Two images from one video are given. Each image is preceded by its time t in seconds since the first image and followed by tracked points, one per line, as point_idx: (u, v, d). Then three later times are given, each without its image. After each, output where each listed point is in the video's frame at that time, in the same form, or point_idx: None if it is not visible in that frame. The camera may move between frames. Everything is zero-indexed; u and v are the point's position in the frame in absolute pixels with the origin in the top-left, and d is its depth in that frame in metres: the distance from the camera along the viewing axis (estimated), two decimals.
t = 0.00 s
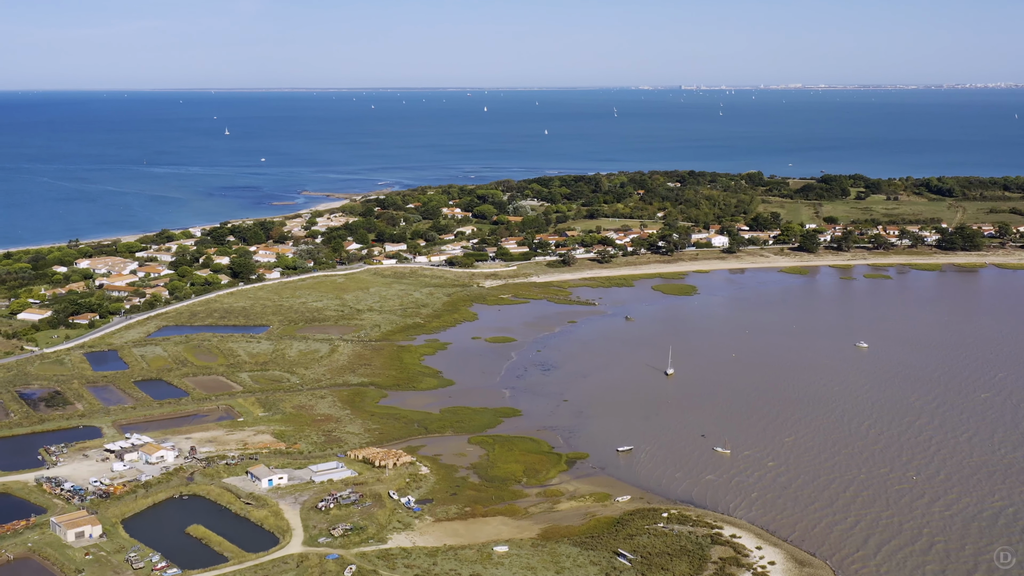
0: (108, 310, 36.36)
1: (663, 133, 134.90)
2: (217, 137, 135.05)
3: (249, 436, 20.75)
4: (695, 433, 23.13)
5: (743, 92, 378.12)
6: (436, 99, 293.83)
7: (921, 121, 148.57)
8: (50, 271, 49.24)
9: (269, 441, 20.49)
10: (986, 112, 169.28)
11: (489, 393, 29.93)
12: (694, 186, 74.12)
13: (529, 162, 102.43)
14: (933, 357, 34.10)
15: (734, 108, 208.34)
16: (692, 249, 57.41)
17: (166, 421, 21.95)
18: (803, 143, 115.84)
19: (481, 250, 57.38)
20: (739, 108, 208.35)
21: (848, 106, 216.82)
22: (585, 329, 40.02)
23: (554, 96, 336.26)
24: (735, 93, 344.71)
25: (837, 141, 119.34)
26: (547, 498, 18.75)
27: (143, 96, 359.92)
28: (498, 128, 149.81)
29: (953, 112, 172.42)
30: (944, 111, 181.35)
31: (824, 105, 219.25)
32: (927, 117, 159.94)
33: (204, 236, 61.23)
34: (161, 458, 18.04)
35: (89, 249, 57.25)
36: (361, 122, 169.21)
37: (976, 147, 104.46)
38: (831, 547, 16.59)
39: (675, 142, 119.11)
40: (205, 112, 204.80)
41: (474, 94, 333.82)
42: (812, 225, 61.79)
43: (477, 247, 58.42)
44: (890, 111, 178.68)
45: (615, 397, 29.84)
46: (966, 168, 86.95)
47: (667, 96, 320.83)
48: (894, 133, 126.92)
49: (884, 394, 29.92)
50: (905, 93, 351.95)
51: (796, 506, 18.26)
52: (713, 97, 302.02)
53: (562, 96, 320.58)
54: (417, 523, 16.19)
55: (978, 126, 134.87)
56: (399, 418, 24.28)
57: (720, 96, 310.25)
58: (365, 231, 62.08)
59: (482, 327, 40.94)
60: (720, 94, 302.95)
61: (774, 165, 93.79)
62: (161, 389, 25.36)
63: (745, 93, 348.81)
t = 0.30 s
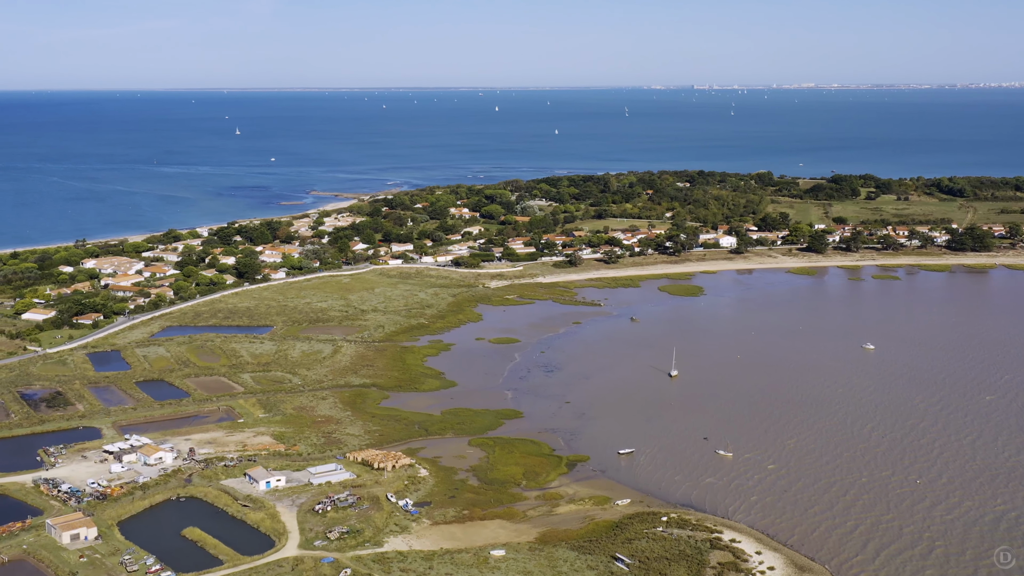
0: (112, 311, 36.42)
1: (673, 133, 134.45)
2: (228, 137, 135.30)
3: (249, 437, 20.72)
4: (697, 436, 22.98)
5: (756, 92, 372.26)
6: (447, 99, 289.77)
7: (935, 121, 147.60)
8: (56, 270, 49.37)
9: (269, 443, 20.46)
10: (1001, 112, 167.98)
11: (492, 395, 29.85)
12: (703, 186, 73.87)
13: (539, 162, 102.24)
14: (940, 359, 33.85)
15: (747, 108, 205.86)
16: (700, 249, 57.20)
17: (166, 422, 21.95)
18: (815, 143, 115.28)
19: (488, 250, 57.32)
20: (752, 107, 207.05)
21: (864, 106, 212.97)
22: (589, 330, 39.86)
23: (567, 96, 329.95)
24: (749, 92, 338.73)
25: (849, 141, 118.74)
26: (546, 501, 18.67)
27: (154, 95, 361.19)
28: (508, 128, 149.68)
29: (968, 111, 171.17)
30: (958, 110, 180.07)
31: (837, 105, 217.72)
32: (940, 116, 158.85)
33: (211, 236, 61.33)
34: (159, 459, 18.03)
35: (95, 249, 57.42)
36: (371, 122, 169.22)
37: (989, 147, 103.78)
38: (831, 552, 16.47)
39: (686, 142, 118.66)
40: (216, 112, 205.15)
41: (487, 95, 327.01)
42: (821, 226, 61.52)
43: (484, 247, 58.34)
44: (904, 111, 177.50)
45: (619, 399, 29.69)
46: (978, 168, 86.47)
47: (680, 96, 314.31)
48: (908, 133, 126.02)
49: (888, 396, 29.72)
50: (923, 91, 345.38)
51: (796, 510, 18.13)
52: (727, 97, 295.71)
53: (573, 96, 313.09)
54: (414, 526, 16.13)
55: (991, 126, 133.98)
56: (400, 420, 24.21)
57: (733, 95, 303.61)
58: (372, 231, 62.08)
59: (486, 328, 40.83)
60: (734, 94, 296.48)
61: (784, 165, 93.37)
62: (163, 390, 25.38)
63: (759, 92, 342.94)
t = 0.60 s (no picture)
0: (116, 311, 36.49)
1: (683, 133, 133.95)
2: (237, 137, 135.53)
3: (248, 439, 20.70)
4: (700, 438, 22.82)
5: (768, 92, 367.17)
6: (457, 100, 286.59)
7: (949, 120, 146.64)
8: (62, 270, 49.51)
9: (268, 444, 20.42)
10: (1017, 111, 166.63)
11: (494, 396, 29.77)
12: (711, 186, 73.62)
13: (548, 162, 102.07)
14: (946, 362, 33.61)
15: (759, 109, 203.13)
16: (707, 250, 57.01)
17: (166, 423, 21.96)
18: (825, 143, 114.82)
19: (495, 250, 57.24)
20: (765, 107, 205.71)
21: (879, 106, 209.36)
22: (594, 331, 39.70)
23: (578, 96, 324.17)
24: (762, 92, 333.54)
25: (861, 141, 118.10)
26: (546, 504, 18.58)
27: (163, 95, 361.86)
28: (517, 128, 149.46)
29: (982, 111, 169.90)
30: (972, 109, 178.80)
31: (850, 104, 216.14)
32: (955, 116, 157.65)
33: (218, 236, 61.44)
34: (158, 460, 17.99)
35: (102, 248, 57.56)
36: (380, 122, 169.17)
37: (1002, 147, 103.17)
38: (832, 557, 16.36)
39: (696, 142, 118.25)
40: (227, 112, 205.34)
41: (496, 95, 326.38)
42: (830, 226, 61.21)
43: (491, 247, 58.27)
44: (918, 110, 176.26)
45: (622, 401, 29.55)
46: (991, 168, 85.95)
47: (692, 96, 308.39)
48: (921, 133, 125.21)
49: (893, 398, 29.54)
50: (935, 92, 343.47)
51: (797, 513, 18.01)
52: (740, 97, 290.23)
53: (584, 97, 309.03)
54: (411, 529, 16.07)
55: (1006, 125, 133.06)
56: (401, 421, 24.15)
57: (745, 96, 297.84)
58: (378, 231, 62.11)
59: (490, 329, 40.73)
60: (747, 94, 290.91)
61: (794, 165, 92.98)
62: (164, 391, 25.40)
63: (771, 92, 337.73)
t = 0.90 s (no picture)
0: (120, 311, 36.57)
1: (693, 133, 133.56)
2: (247, 137, 135.75)
3: (248, 440, 20.69)
4: (702, 441, 22.69)
5: (781, 91, 361.74)
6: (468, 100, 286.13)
7: (963, 120, 145.55)
8: (67, 270, 49.65)
9: (267, 446, 20.40)
10: None
11: (495, 398, 29.68)
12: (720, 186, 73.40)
13: (557, 162, 101.87)
14: (952, 364, 33.36)
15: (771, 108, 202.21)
16: (714, 250, 56.82)
17: (166, 424, 21.96)
18: (837, 143, 114.30)
19: (501, 251, 57.18)
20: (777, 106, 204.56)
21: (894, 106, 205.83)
22: (598, 333, 39.55)
23: (590, 96, 317.55)
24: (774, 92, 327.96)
25: (873, 140, 117.41)
26: (544, 507, 18.49)
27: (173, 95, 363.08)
28: (527, 127, 149.27)
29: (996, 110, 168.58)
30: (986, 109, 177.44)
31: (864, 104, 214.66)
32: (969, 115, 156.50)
33: (224, 236, 61.54)
34: (156, 462, 17.97)
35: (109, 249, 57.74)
36: (390, 121, 169.21)
37: (1016, 147, 102.46)
38: (831, 561, 16.26)
39: (706, 142, 117.83)
40: (237, 112, 205.53)
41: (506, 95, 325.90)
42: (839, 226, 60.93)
43: (497, 247, 58.20)
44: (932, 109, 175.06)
45: (625, 403, 29.42)
46: (1004, 168, 85.36)
47: (704, 96, 301.70)
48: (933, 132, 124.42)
49: (898, 400, 29.34)
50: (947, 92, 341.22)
51: (797, 517, 17.90)
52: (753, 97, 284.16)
53: (594, 96, 308.28)
54: (408, 532, 16.01)
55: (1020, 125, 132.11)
56: (401, 423, 24.07)
57: (758, 96, 291.76)
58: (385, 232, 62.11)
59: (494, 330, 40.64)
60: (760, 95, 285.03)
61: (804, 165, 92.59)
62: (165, 391, 25.41)
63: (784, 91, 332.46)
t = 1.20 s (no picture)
0: (124, 312, 36.65)
1: (704, 133, 133.18)
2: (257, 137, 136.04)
3: (247, 442, 20.67)
4: (704, 444, 22.55)
5: (793, 91, 356.96)
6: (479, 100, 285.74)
7: (978, 120, 144.53)
8: (73, 270, 49.84)
9: (266, 447, 20.37)
10: None
11: (497, 400, 29.60)
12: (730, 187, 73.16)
13: (566, 162, 101.73)
14: (959, 366, 33.11)
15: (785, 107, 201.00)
16: (722, 250, 56.62)
17: (166, 425, 21.98)
18: (848, 142, 113.83)
19: (507, 251, 57.11)
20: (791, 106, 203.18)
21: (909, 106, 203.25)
22: (602, 334, 39.42)
23: (601, 96, 316.72)
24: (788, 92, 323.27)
25: (886, 140, 116.76)
26: (543, 510, 18.40)
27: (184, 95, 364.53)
28: (537, 127, 149.12)
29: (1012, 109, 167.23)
30: (1001, 108, 176.04)
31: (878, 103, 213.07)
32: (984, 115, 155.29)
33: (231, 236, 61.66)
34: (154, 464, 17.96)
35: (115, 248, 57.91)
36: (400, 121, 169.26)
37: None
38: (831, 566, 16.13)
39: (716, 142, 117.50)
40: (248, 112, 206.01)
41: (517, 96, 325.45)
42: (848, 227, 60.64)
43: (503, 247, 58.13)
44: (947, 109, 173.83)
45: (629, 405, 29.29)
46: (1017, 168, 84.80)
47: (716, 95, 296.34)
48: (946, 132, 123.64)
49: (903, 402, 29.16)
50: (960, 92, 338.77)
51: (797, 521, 17.77)
52: (766, 97, 279.26)
53: (604, 97, 307.26)
54: (404, 536, 15.96)
55: None
56: (401, 425, 24.00)
57: (770, 96, 286.96)
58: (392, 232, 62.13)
59: (498, 331, 40.55)
60: (774, 96, 279.73)
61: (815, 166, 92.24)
62: (166, 392, 25.43)
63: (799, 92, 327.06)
